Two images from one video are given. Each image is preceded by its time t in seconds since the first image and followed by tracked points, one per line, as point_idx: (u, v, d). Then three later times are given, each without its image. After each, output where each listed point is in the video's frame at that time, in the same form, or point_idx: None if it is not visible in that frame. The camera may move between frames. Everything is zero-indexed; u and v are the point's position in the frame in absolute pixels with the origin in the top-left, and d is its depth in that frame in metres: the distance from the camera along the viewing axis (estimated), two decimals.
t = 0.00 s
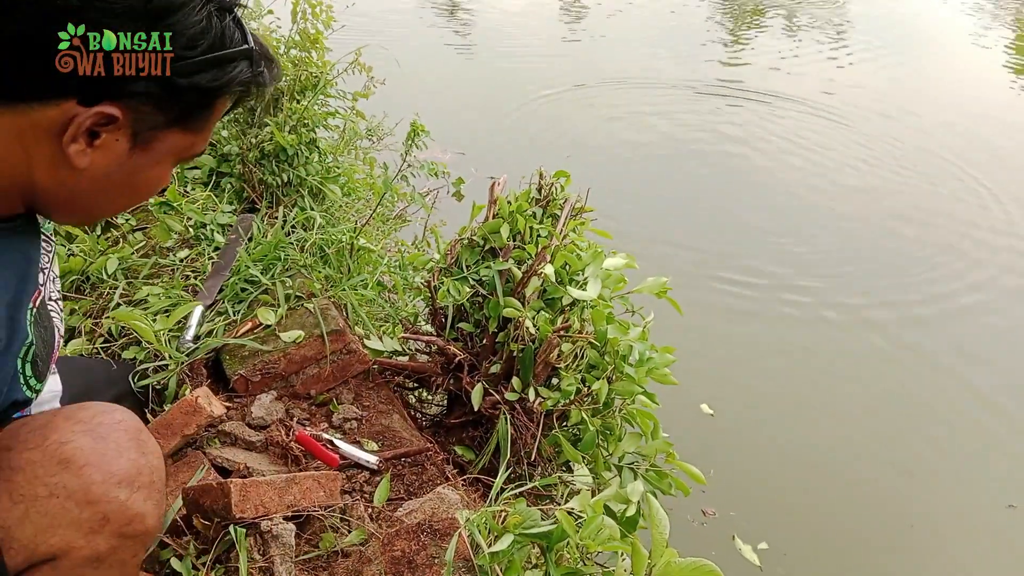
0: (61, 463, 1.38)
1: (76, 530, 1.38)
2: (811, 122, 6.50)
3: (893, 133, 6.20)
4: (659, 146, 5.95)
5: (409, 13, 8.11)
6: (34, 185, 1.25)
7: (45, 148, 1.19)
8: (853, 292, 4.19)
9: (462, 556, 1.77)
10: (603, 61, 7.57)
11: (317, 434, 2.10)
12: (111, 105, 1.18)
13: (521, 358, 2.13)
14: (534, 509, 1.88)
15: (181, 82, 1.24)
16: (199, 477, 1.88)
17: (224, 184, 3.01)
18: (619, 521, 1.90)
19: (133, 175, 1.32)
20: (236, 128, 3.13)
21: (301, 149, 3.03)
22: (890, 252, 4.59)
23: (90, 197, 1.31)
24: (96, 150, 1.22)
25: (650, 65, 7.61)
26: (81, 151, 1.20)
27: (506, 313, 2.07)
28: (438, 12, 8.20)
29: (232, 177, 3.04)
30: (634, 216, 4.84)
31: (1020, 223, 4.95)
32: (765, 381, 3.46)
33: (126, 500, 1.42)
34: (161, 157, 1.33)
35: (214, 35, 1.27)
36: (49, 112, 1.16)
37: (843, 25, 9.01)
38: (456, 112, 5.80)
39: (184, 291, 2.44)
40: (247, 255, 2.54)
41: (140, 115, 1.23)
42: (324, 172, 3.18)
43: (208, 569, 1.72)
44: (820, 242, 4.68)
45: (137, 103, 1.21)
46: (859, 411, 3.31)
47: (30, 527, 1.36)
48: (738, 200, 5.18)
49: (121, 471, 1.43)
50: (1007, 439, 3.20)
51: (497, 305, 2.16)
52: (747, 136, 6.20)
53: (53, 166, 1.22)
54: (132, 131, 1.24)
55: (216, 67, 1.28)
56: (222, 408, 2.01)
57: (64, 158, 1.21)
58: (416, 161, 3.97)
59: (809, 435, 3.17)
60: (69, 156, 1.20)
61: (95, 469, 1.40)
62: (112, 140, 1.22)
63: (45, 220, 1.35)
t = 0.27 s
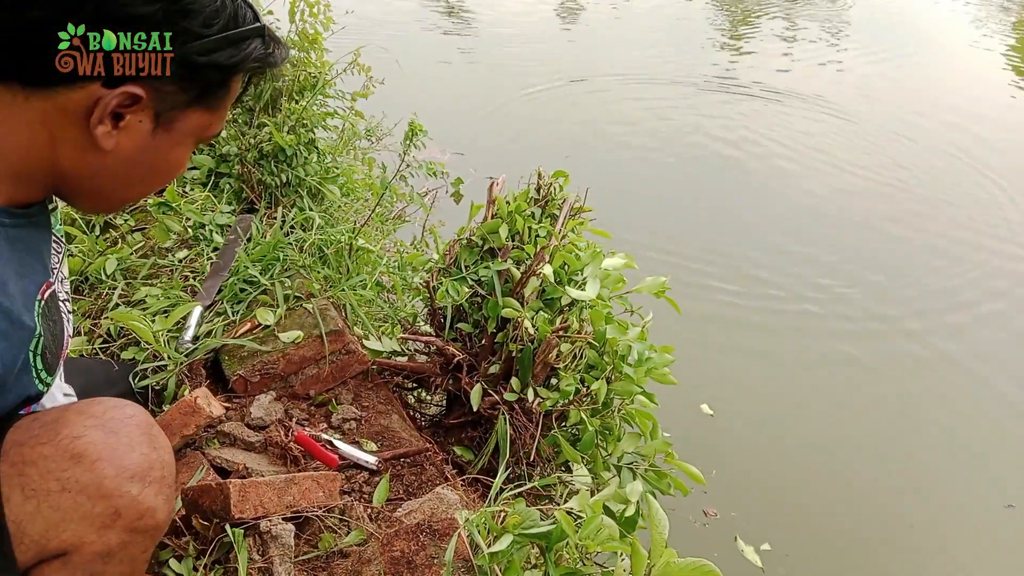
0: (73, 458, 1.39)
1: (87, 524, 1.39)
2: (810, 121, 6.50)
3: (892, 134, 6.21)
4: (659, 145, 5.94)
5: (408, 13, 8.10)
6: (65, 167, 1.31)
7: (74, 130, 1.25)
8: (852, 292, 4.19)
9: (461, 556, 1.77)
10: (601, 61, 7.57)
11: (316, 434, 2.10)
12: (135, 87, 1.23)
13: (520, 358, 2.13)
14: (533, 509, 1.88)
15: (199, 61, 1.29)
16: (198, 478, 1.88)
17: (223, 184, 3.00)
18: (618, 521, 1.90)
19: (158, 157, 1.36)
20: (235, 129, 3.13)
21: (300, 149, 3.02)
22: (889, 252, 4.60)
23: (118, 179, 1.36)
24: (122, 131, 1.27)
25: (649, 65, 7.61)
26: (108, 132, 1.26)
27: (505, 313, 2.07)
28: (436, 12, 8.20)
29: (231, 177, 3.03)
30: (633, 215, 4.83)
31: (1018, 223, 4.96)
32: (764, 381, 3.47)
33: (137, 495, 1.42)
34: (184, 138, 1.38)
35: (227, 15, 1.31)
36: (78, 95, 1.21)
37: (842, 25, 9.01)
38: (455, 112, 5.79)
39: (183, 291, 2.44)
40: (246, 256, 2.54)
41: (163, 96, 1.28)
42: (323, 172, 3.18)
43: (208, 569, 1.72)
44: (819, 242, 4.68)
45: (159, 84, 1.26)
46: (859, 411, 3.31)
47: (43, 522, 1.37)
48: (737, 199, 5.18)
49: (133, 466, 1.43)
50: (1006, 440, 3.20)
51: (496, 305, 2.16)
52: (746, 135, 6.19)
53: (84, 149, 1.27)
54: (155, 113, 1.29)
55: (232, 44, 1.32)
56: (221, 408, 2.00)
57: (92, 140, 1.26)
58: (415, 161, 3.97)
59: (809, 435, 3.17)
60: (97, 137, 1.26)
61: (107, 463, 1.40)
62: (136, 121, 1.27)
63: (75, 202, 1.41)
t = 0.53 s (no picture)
0: (65, 457, 1.20)
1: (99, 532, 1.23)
2: (810, 121, 6.51)
3: (890, 134, 6.21)
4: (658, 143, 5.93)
5: (407, 13, 8.10)
6: (61, 136, 1.17)
7: (63, 90, 1.12)
8: (852, 292, 4.19)
9: (460, 555, 1.77)
10: (600, 61, 7.58)
11: (315, 434, 2.10)
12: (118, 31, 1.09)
13: (519, 357, 2.13)
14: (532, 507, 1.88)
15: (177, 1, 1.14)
16: (196, 479, 1.87)
17: (222, 184, 3.01)
18: (617, 520, 1.90)
19: (148, 113, 1.21)
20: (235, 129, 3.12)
21: (299, 149, 3.03)
22: (889, 251, 4.60)
23: (116, 144, 1.23)
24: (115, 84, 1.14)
25: (648, 65, 7.61)
26: (99, 85, 1.13)
27: (503, 312, 2.07)
28: (434, 12, 8.20)
29: (230, 177, 3.03)
30: (634, 215, 4.83)
31: (1016, 222, 4.97)
32: (764, 381, 3.47)
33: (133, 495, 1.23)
34: (175, 87, 1.24)
35: None
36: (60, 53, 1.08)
37: (841, 24, 9.01)
38: (454, 112, 5.79)
39: (183, 291, 2.44)
40: (245, 256, 2.54)
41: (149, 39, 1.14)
42: (321, 172, 3.18)
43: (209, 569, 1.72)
44: (819, 241, 4.68)
45: (141, 24, 1.12)
46: (859, 412, 3.31)
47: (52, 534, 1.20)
48: (737, 198, 5.18)
49: (128, 465, 1.24)
50: (1006, 440, 3.20)
51: (495, 304, 2.17)
52: (746, 134, 6.19)
53: (67, 104, 1.13)
54: (143, 59, 1.15)
55: None
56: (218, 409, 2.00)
57: (83, 95, 1.13)
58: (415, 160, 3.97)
59: (810, 435, 3.17)
60: (89, 93, 1.13)
61: (100, 464, 1.21)
62: (126, 72, 1.14)
63: (79, 173, 1.27)
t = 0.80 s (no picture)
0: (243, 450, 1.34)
1: (210, 542, 1.22)
2: (809, 119, 6.51)
3: (889, 133, 6.22)
4: (657, 141, 5.93)
5: (405, 13, 8.10)
6: (57, 92, 1.10)
7: (47, 42, 1.05)
8: (851, 291, 4.20)
9: (459, 554, 1.77)
10: (599, 61, 7.58)
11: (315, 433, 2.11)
12: None
13: (517, 356, 2.13)
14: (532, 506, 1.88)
15: None
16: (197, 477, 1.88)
17: (219, 185, 3.03)
18: (616, 518, 1.90)
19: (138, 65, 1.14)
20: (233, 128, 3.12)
21: (298, 148, 3.00)
22: (888, 250, 4.60)
23: (116, 96, 1.16)
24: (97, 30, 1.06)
25: (647, 64, 7.62)
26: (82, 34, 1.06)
27: (501, 310, 2.07)
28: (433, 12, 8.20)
29: (229, 177, 3.06)
30: (633, 213, 4.83)
31: (1015, 220, 4.97)
32: (764, 380, 3.47)
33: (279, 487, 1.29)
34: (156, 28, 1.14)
35: None
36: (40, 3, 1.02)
37: (840, 23, 9.01)
38: (452, 112, 5.79)
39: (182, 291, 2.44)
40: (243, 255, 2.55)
41: None
42: (320, 172, 3.17)
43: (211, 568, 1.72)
44: (818, 240, 4.68)
45: None
46: (859, 411, 3.32)
47: (167, 544, 1.20)
48: (737, 197, 5.18)
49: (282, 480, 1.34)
50: (1006, 438, 3.20)
51: (494, 303, 2.17)
52: (745, 133, 6.19)
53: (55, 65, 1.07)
54: None
55: None
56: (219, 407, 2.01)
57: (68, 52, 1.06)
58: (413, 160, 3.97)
59: (810, 434, 3.17)
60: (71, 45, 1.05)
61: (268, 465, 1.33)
62: (103, 16, 1.06)
63: (81, 145, 1.21)
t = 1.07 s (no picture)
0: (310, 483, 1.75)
1: (300, 521, 1.60)
2: (807, 116, 6.50)
3: (887, 130, 6.21)
4: (656, 139, 5.92)
5: (402, 12, 8.08)
6: (161, 108, 1.36)
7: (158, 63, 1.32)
8: (851, 287, 4.20)
9: (460, 551, 1.78)
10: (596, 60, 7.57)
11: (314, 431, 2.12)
12: (200, 14, 1.32)
13: (515, 354, 2.12)
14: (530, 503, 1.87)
15: None
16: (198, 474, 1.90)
17: (217, 184, 3.02)
18: (614, 515, 1.90)
19: (221, 88, 1.42)
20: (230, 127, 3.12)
21: (295, 148, 3.01)
22: (887, 246, 4.61)
23: (202, 111, 1.42)
24: (199, 59, 1.36)
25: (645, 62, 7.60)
26: (188, 60, 1.35)
27: (499, 309, 2.07)
28: (429, 11, 8.18)
29: (226, 176, 3.04)
30: (633, 211, 4.83)
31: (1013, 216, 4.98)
32: (763, 378, 3.47)
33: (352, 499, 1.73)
34: (237, 66, 1.47)
35: None
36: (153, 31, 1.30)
37: (837, 20, 9.00)
38: (450, 111, 5.78)
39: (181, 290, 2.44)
40: (242, 255, 2.55)
41: (220, 21, 1.37)
42: (318, 170, 3.17)
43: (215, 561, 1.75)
44: (817, 236, 4.69)
45: (215, 8, 1.35)
46: (860, 408, 3.32)
47: (267, 520, 1.58)
48: (736, 193, 5.17)
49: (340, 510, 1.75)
50: (1005, 432, 3.21)
51: (492, 301, 2.16)
52: (744, 129, 6.18)
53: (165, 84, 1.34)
54: (215, 38, 1.38)
55: None
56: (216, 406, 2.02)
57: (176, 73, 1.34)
58: (410, 159, 3.96)
59: (810, 431, 3.17)
60: (181, 68, 1.34)
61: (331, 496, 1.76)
62: (204, 48, 1.36)
63: (173, 157, 1.46)
